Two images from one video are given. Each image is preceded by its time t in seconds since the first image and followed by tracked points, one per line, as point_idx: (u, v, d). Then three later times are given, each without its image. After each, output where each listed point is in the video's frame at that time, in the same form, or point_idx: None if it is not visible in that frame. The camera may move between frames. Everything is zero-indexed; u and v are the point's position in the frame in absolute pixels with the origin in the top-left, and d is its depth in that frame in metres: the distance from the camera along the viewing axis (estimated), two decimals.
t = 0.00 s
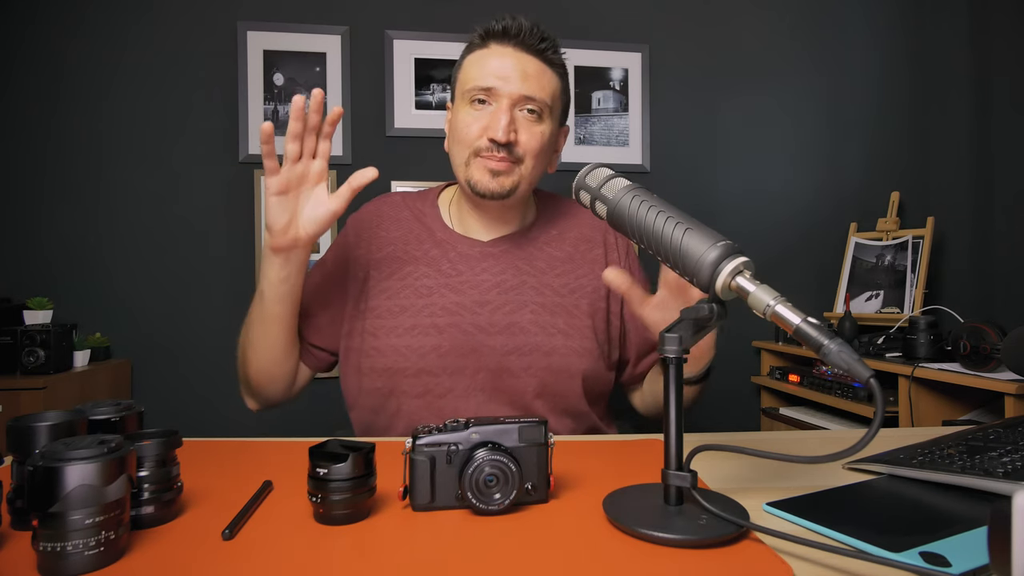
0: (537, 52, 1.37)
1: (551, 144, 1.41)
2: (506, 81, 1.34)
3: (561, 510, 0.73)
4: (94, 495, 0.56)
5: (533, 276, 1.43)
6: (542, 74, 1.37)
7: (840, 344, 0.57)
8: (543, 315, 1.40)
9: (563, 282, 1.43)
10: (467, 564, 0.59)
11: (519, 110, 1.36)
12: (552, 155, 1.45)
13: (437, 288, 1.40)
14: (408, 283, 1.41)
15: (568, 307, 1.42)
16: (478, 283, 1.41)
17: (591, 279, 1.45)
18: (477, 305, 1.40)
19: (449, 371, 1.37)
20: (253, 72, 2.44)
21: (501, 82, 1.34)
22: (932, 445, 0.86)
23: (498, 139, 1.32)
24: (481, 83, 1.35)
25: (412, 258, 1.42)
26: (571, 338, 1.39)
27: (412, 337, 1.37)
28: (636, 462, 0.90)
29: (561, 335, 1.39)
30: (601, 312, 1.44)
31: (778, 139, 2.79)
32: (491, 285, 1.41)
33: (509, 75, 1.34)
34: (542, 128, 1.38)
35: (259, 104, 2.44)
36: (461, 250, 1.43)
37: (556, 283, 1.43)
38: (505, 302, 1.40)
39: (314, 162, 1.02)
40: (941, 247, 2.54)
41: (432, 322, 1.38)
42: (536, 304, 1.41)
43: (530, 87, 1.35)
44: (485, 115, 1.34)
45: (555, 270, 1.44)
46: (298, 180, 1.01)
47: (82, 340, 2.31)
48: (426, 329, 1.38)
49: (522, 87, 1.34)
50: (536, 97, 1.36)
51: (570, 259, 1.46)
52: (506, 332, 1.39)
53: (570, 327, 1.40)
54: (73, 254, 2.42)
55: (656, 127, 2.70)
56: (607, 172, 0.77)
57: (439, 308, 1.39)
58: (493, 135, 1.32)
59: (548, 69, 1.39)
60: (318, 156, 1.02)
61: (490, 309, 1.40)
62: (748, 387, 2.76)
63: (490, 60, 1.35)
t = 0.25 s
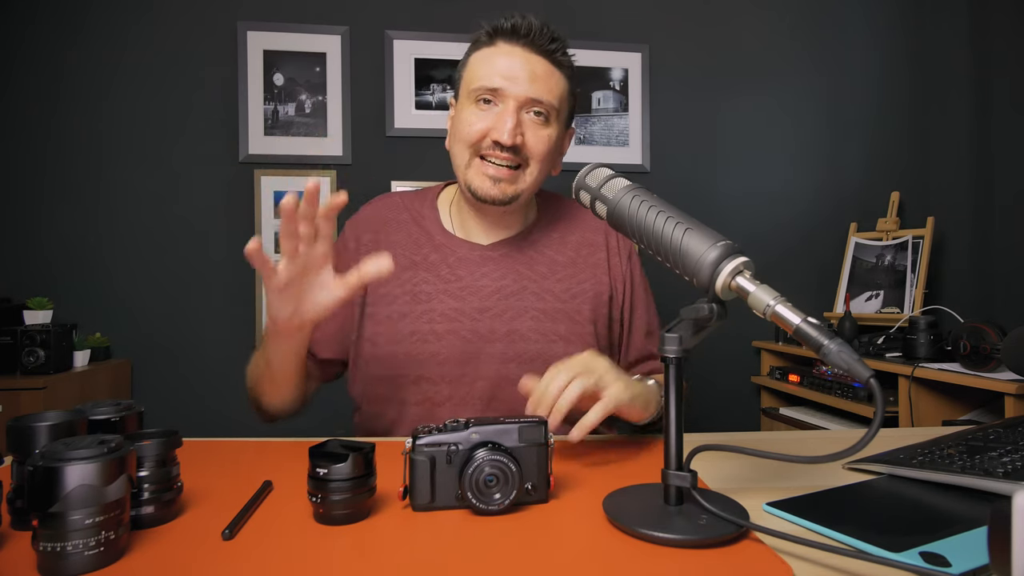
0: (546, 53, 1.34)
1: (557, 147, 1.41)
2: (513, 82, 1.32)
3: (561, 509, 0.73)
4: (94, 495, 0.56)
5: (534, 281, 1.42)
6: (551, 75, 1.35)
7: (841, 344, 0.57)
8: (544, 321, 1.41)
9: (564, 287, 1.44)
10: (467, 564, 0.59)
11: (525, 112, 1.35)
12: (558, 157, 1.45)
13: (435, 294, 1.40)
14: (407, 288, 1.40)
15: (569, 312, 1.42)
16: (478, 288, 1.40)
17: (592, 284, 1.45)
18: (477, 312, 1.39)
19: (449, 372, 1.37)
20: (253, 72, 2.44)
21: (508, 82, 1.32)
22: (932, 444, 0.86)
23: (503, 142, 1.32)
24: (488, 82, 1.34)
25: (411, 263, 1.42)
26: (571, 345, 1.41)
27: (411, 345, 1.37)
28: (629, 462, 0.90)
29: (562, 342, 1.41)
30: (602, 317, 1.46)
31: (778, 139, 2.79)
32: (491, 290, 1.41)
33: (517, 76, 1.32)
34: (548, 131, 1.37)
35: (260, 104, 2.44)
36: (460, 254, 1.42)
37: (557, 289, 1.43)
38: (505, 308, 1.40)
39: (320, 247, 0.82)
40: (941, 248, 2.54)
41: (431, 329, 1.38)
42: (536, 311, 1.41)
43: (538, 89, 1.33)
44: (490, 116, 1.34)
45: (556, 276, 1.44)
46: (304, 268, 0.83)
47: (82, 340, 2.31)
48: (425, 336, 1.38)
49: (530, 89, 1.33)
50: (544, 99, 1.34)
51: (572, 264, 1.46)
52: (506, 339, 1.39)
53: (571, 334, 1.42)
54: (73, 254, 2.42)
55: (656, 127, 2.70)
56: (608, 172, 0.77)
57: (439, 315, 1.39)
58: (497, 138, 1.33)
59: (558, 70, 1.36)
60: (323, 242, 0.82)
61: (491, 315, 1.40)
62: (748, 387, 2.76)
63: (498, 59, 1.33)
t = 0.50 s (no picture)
0: (558, 53, 1.34)
1: (565, 148, 1.40)
2: (526, 81, 1.31)
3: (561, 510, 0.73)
4: (94, 494, 0.56)
5: (535, 284, 1.43)
6: (563, 76, 1.34)
7: (840, 344, 0.57)
8: (545, 325, 1.41)
9: (565, 290, 1.43)
10: (467, 563, 0.59)
11: (536, 112, 1.34)
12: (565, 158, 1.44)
13: (433, 297, 1.39)
14: (406, 289, 1.40)
15: (570, 316, 1.42)
16: (478, 291, 1.41)
17: (594, 287, 1.45)
18: (477, 316, 1.39)
19: (449, 373, 1.37)
20: (253, 72, 2.44)
21: (521, 81, 1.31)
22: (931, 445, 0.86)
23: (514, 141, 1.31)
24: (499, 80, 1.32)
25: (410, 264, 1.41)
26: (573, 350, 1.40)
27: (411, 348, 1.37)
28: (626, 462, 0.90)
29: (563, 346, 1.40)
30: (604, 321, 1.45)
31: (778, 139, 2.79)
32: (491, 294, 1.41)
33: (529, 75, 1.31)
34: (558, 132, 1.37)
35: (260, 104, 2.44)
36: (461, 256, 1.42)
37: (558, 292, 1.43)
38: (505, 311, 1.40)
39: (330, 208, 0.87)
40: (941, 247, 2.54)
41: (431, 333, 1.38)
42: (537, 315, 1.41)
43: (550, 89, 1.32)
44: (501, 115, 1.33)
45: (558, 278, 1.44)
46: (313, 232, 0.87)
47: (82, 340, 2.31)
48: (425, 340, 1.38)
49: (542, 89, 1.32)
50: (555, 100, 1.34)
51: (573, 267, 1.46)
52: (506, 344, 1.39)
53: (573, 338, 1.41)
54: (73, 254, 2.42)
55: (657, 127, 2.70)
56: (607, 172, 0.77)
57: (438, 319, 1.38)
58: (508, 137, 1.31)
59: (569, 71, 1.36)
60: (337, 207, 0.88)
61: (491, 319, 1.39)
62: (748, 387, 2.76)
63: (510, 57, 1.32)
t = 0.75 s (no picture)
0: (563, 52, 1.34)
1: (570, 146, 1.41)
2: (534, 79, 1.31)
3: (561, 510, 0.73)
4: (94, 495, 0.56)
5: (539, 285, 1.43)
6: (569, 74, 1.35)
7: (840, 344, 0.58)
8: (549, 326, 1.41)
9: (569, 290, 1.43)
10: (466, 563, 0.59)
11: (544, 109, 1.34)
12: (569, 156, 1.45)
13: (437, 299, 1.40)
14: (408, 292, 1.40)
15: (575, 316, 1.42)
16: (481, 293, 1.41)
17: (597, 287, 1.45)
18: (482, 318, 1.39)
19: (450, 373, 1.37)
20: (253, 72, 2.44)
21: (529, 79, 1.31)
22: (932, 444, 0.86)
23: (525, 139, 1.30)
24: (506, 79, 1.32)
25: (414, 266, 1.42)
26: (578, 350, 1.40)
27: (414, 349, 1.37)
28: (626, 463, 0.90)
29: (568, 347, 1.40)
30: (608, 321, 1.45)
31: (778, 139, 2.79)
32: (495, 295, 1.41)
33: (536, 73, 1.31)
34: (565, 130, 1.37)
35: (259, 104, 2.44)
36: (463, 257, 1.42)
37: (562, 292, 1.43)
38: (509, 312, 1.40)
39: (341, 238, 0.84)
40: (941, 247, 2.54)
41: (434, 334, 1.38)
42: (542, 316, 1.41)
43: (558, 87, 1.33)
44: (509, 114, 1.32)
45: (561, 278, 1.44)
46: (324, 261, 0.84)
47: (82, 340, 2.31)
48: (428, 341, 1.37)
49: (550, 87, 1.32)
50: (562, 98, 1.34)
51: (576, 267, 1.46)
52: (511, 345, 1.39)
53: (577, 338, 1.41)
54: (73, 254, 2.42)
55: (657, 127, 2.70)
56: (607, 172, 0.77)
57: (441, 320, 1.39)
58: (519, 135, 1.30)
59: (573, 69, 1.37)
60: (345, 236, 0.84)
61: (495, 321, 1.40)
62: (748, 387, 2.77)
63: (517, 56, 1.32)
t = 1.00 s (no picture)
0: (545, 45, 1.34)
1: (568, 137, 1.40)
2: (524, 76, 1.30)
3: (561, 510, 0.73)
4: (94, 495, 0.56)
5: (541, 284, 1.43)
6: (556, 65, 1.34)
7: (840, 344, 0.57)
8: (550, 325, 1.40)
9: (570, 289, 1.43)
10: (466, 563, 0.59)
11: (540, 105, 1.32)
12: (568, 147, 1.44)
13: (439, 295, 1.40)
14: (410, 288, 1.40)
15: (575, 316, 1.42)
16: (483, 291, 1.41)
17: (598, 287, 1.45)
18: (483, 317, 1.39)
19: (450, 373, 1.37)
20: (253, 72, 2.44)
21: (520, 78, 1.30)
22: (932, 445, 0.86)
23: (527, 137, 1.29)
24: (497, 81, 1.31)
25: (415, 263, 1.42)
26: (578, 350, 1.40)
27: (415, 346, 1.38)
28: (626, 463, 0.90)
29: (569, 346, 1.40)
30: (609, 320, 1.45)
31: (778, 139, 2.79)
32: (497, 294, 1.41)
33: (526, 69, 1.30)
34: (561, 121, 1.36)
35: (260, 104, 2.44)
36: (466, 255, 1.42)
37: (563, 292, 1.43)
38: (511, 312, 1.40)
39: (337, 194, 0.85)
40: (941, 247, 2.54)
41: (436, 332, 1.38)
42: (543, 315, 1.41)
43: (549, 79, 1.31)
44: (506, 115, 1.31)
45: (562, 278, 1.44)
46: (318, 217, 0.85)
47: (82, 340, 2.31)
48: (429, 339, 1.38)
49: (541, 80, 1.31)
50: (555, 89, 1.33)
51: (578, 267, 1.46)
52: (511, 344, 1.39)
53: (578, 338, 1.41)
54: (73, 254, 2.42)
55: (657, 127, 2.70)
56: (608, 172, 0.78)
57: (442, 318, 1.39)
58: (521, 134, 1.29)
59: (559, 60, 1.36)
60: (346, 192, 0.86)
61: (496, 319, 1.40)
62: (748, 387, 2.77)
63: (502, 57, 1.31)
